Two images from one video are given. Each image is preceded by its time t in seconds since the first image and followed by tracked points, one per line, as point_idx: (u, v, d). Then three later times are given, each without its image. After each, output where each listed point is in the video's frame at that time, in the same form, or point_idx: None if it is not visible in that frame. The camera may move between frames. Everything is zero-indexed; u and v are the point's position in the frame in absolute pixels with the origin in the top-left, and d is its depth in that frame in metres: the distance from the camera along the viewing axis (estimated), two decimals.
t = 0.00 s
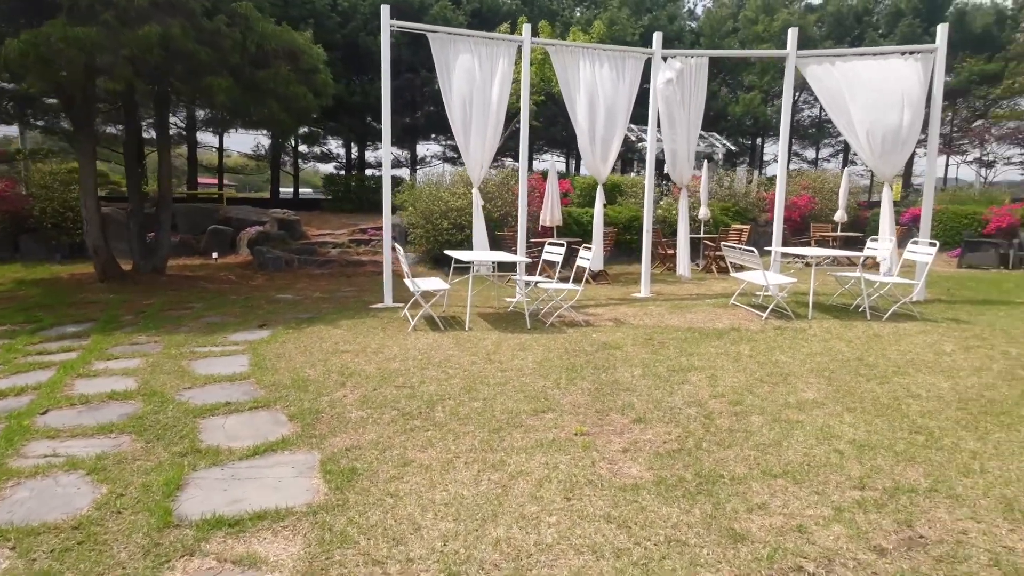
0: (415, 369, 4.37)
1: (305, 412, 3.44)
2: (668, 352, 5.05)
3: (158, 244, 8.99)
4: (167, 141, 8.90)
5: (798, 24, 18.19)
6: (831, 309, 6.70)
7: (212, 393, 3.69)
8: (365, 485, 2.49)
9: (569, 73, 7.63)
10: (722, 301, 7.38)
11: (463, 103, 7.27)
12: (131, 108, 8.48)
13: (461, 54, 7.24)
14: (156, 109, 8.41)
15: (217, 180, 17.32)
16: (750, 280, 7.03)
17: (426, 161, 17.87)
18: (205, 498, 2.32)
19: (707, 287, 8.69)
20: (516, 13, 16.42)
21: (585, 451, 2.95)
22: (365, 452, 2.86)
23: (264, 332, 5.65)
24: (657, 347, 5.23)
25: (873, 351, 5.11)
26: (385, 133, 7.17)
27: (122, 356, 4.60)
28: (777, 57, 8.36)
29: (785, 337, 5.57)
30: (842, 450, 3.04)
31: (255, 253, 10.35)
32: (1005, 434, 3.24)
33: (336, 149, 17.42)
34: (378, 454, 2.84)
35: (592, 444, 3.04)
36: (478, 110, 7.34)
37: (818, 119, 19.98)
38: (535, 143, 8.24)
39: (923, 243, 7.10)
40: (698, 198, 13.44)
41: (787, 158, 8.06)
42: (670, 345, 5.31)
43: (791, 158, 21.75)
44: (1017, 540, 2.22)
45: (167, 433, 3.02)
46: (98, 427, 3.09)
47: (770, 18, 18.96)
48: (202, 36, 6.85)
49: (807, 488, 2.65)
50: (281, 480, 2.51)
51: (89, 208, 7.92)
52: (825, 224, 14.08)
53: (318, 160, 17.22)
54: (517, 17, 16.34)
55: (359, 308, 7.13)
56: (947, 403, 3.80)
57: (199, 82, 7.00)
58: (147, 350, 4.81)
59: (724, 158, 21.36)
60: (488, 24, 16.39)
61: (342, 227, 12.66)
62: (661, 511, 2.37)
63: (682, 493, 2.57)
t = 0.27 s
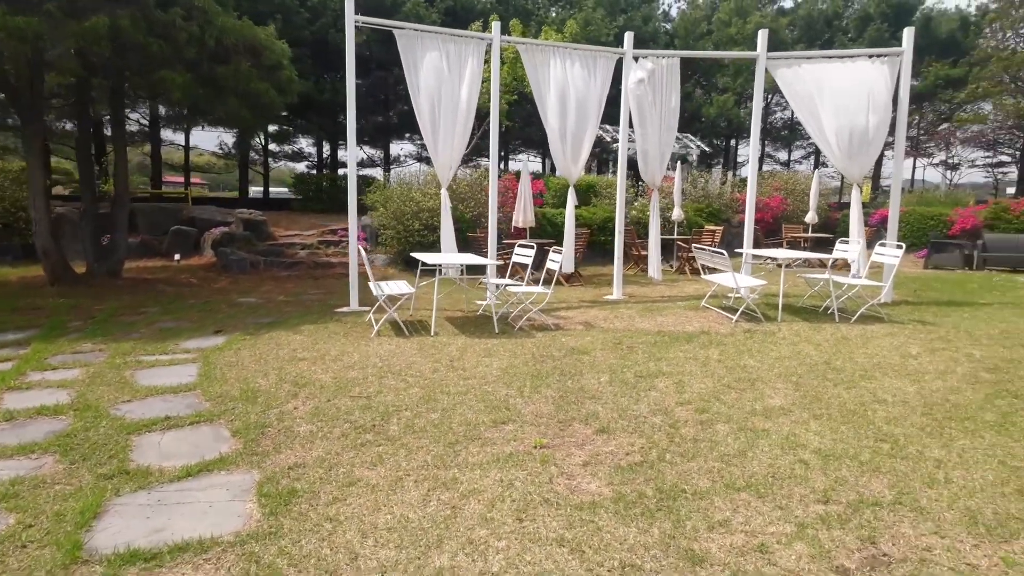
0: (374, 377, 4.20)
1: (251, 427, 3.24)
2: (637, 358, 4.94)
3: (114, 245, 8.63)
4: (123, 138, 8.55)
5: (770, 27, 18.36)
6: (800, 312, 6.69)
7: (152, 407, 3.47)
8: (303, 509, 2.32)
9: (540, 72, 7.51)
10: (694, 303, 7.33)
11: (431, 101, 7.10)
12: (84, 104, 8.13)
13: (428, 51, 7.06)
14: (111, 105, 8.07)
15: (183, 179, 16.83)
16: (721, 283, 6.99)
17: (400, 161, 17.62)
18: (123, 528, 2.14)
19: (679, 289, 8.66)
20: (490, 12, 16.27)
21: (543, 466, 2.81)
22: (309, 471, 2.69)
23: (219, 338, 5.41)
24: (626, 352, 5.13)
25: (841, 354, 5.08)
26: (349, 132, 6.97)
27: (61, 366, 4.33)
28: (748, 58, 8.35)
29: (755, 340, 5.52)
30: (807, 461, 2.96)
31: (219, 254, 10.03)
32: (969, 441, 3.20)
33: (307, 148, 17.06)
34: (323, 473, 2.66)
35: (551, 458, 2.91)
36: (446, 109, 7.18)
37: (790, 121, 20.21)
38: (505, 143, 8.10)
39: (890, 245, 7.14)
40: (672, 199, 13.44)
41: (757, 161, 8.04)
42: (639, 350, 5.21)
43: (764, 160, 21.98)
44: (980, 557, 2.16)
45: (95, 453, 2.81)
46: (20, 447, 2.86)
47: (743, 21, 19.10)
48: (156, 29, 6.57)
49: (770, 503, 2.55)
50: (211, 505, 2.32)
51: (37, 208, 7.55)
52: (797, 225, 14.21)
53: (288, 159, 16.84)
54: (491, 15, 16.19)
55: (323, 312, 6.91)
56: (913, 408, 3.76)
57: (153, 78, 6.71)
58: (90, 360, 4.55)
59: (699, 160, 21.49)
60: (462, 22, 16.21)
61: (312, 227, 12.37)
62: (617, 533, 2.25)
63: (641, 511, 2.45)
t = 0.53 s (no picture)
0: (330, 384, 4.05)
1: (193, 438, 3.07)
2: (603, 361, 4.86)
3: (68, 247, 8.31)
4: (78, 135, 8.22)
5: (743, 30, 18.54)
6: (769, 312, 6.70)
7: (88, 419, 3.29)
8: (235, 529, 2.18)
9: (510, 71, 7.40)
10: (664, 305, 7.30)
11: (398, 99, 6.94)
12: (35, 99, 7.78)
13: (395, 47, 6.91)
14: (64, 101, 7.75)
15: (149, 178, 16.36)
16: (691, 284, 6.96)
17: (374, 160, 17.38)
18: (34, 555, 1.98)
19: (651, 290, 8.63)
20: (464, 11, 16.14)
21: (497, 476, 2.71)
22: (248, 486, 2.54)
23: (173, 344, 5.19)
24: (593, 355, 5.05)
25: (808, 356, 5.08)
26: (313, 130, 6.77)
27: None
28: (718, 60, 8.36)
29: (723, 342, 5.49)
30: (769, 467, 2.90)
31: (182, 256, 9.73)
32: (930, 443, 3.19)
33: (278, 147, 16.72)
34: (262, 488, 2.51)
35: (506, 468, 2.80)
36: (414, 108, 7.03)
37: (763, 124, 20.45)
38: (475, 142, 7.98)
39: (857, 245, 7.20)
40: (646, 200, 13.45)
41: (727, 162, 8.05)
42: (607, 352, 5.14)
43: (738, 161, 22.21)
44: (938, 566, 2.11)
45: (17, 470, 2.63)
46: None
47: (717, 24, 19.26)
48: (109, 22, 6.30)
49: (729, 512, 2.48)
50: (135, 526, 2.18)
51: None
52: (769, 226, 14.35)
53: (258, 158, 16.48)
54: (465, 14, 16.04)
55: (286, 315, 6.72)
56: (876, 410, 3.75)
57: (105, 72, 6.44)
58: (29, 367, 4.30)
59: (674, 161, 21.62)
60: (437, 21, 16.05)
61: (280, 228, 12.10)
62: (569, 548, 2.16)
63: (596, 523, 2.36)
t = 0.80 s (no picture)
0: (284, 390, 3.90)
1: (128, 450, 2.91)
2: (568, 363, 4.79)
3: (20, 248, 7.99)
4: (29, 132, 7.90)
5: (717, 33, 18.69)
6: (738, 313, 6.70)
7: (16, 430, 3.10)
8: (156, 549, 2.06)
9: (478, 69, 7.30)
10: (635, 305, 7.26)
11: (363, 96, 6.79)
12: None
13: (360, 44, 6.75)
14: (14, 96, 7.44)
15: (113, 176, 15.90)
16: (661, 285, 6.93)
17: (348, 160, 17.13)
18: None
19: (623, 290, 8.60)
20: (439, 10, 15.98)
21: (445, 486, 2.60)
22: (179, 501, 2.40)
23: (122, 348, 4.97)
24: (559, 357, 4.98)
25: (773, 356, 5.07)
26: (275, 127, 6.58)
27: None
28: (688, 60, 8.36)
29: (691, 343, 5.46)
30: (725, 471, 2.85)
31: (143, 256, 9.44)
32: (887, 445, 3.17)
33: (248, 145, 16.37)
34: (194, 503, 2.38)
35: (456, 477, 2.70)
36: (379, 106, 6.88)
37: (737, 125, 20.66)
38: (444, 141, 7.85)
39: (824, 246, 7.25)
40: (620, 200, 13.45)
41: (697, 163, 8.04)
42: (572, 354, 5.07)
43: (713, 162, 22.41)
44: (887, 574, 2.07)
45: None
46: None
47: (692, 26, 19.39)
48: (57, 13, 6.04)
49: (681, 520, 2.42)
50: (47, 547, 2.05)
51: None
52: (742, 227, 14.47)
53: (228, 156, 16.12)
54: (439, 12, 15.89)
55: (248, 318, 6.53)
56: (837, 411, 3.73)
57: (54, 65, 6.18)
58: None
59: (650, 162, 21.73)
60: (410, 18, 15.87)
61: (248, 228, 11.83)
62: (512, 563, 2.07)
63: (543, 535, 2.27)
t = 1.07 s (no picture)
0: (235, 399, 3.76)
1: (58, 466, 2.75)
2: (534, 368, 4.72)
3: None
4: None
5: (691, 37, 18.85)
6: (707, 315, 6.71)
7: None
8: None
9: (447, 70, 7.20)
10: (605, 308, 7.22)
11: (328, 96, 6.64)
12: None
13: (324, 42, 6.60)
14: None
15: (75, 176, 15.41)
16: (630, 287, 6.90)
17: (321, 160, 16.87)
18: None
19: (594, 293, 8.57)
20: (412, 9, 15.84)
21: (392, 501, 2.50)
22: (107, 523, 2.27)
23: (70, 356, 4.76)
24: (524, 362, 4.91)
25: (739, 360, 5.06)
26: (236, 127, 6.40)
27: None
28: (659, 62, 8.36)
29: (658, 346, 5.44)
30: (683, 480, 2.80)
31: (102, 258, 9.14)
32: (845, 450, 3.16)
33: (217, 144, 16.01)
34: (121, 525, 2.25)
35: (405, 491, 2.60)
36: (345, 106, 6.74)
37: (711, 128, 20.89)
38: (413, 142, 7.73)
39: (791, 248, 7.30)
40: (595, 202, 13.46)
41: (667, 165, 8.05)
42: (538, 359, 5.00)
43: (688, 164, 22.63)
44: None
45: None
46: None
47: (666, 29, 19.52)
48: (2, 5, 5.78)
49: (634, 532, 2.36)
50: None
51: None
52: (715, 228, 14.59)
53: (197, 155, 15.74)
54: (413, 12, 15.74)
55: (208, 322, 6.33)
56: (798, 416, 3.72)
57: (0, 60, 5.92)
58: None
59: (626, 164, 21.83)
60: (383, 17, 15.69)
61: (215, 229, 11.55)
62: None
63: (490, 551, 2.20)
